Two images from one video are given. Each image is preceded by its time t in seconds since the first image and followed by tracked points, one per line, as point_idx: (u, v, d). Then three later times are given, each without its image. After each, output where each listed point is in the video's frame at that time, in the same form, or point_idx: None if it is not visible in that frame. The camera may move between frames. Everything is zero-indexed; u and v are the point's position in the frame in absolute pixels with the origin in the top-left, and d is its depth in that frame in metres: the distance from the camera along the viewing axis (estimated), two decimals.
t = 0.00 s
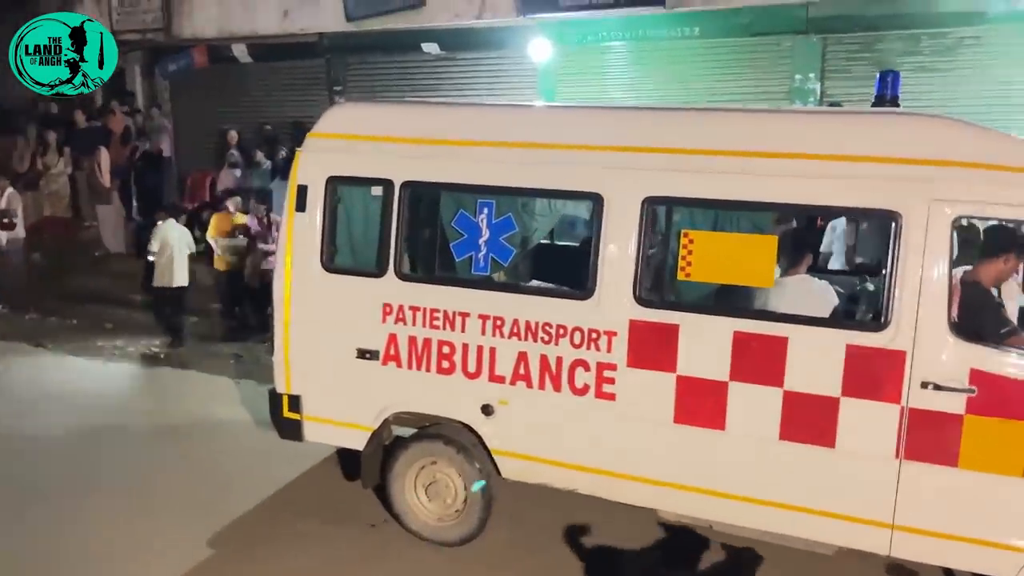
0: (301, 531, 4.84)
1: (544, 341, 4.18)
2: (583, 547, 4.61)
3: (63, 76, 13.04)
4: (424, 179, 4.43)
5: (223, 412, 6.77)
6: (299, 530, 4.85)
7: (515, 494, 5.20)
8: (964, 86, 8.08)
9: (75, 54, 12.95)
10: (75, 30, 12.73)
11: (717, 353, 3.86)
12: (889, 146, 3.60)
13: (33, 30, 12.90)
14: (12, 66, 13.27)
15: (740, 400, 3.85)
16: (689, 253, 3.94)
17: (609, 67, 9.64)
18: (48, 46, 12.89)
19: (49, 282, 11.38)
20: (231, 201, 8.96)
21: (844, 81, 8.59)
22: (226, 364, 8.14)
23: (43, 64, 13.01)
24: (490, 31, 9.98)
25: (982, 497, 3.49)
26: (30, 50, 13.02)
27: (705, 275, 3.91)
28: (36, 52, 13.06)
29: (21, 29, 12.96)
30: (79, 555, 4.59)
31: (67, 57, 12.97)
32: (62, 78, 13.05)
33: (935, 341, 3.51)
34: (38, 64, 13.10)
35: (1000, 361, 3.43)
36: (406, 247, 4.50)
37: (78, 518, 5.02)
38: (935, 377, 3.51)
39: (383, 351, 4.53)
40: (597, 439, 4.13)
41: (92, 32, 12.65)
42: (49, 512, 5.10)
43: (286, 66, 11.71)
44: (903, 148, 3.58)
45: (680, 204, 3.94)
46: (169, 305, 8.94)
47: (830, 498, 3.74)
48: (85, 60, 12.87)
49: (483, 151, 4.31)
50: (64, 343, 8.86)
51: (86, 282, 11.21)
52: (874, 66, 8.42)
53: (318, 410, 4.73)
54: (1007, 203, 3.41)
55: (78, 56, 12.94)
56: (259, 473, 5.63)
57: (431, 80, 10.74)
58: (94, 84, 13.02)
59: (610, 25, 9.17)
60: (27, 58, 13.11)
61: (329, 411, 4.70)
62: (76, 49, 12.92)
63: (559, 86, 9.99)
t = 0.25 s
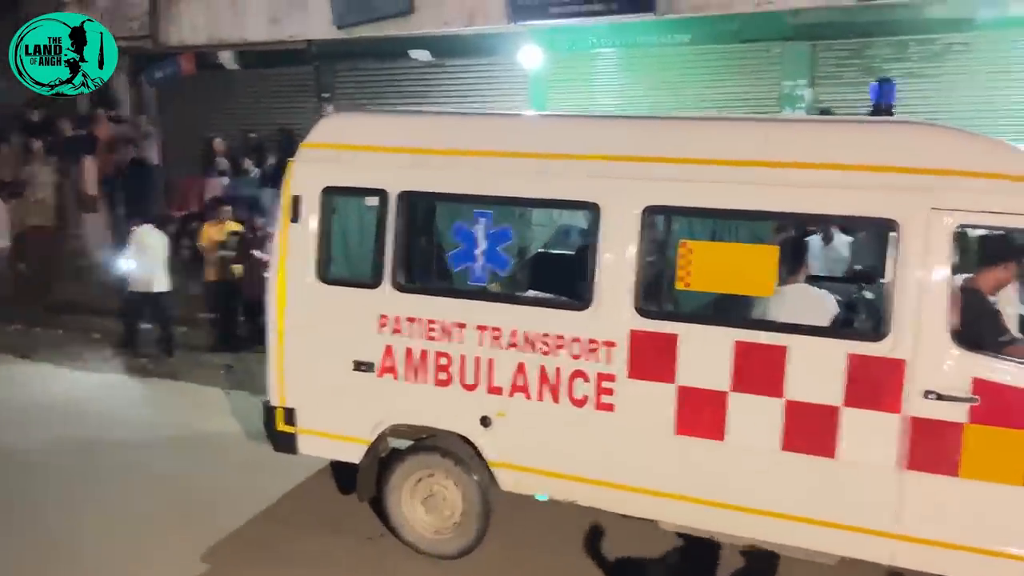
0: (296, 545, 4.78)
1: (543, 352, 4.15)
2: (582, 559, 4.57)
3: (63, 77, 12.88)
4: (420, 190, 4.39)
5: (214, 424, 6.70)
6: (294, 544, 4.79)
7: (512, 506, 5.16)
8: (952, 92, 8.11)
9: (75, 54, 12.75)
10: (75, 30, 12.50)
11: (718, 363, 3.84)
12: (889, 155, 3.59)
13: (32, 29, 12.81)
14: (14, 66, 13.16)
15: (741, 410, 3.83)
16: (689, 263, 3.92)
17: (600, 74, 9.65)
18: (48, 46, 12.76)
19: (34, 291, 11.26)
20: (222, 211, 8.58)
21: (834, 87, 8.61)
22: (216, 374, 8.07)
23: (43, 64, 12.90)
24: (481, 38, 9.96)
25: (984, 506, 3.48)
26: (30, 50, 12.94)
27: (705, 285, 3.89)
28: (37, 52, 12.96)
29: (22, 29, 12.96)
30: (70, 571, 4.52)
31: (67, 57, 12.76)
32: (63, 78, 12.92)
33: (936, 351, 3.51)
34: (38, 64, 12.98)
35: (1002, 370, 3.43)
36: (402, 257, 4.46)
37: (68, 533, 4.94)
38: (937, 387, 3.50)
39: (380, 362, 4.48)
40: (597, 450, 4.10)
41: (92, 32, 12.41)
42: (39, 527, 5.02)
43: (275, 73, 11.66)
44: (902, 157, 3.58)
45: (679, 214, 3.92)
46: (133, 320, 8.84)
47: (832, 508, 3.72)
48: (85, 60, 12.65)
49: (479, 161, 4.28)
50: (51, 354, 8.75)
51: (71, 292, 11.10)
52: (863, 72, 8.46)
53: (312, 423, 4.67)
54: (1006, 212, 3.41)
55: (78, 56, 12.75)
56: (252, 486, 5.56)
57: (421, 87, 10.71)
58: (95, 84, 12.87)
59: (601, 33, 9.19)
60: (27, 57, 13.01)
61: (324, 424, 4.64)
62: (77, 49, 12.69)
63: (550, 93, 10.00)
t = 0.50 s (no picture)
0: (290, 554, 4.72)
1: (539, 357, 4.12)
2: (578, 565, 4.54)
3: (63, 77, 12.64)
4: (415, 194, 4.35)
5: (204, 431, 6.62)
6: (287, 553, 4.73)
7: (507, 513, 5.12)
8: (943, 94, 8.13)
9: (75, 54, 12.37)
10: (76, 31, 12.06)
11: (716, 367, 3.83)
12: (887, 159, 3.58)
13: (31, 30, 12.25)
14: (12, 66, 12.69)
15: (739, 415, 3.81)
16: (687, 267, 3.90)
17: (590, 77, 9.63)
18: (48, 46, 12.36)
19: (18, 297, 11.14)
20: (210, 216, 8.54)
21: (824, 90, 8.61)
22: (205, 381, 8.00)
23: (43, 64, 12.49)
24: (470, 41, 9.91)
25: (982, 510, 3.48)
26: (30, 51, 12.48)
27: (703, 289, 3.87)
28: (37, 52, 12.51)
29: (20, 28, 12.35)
30: None
31: (67, 57, 12.39)
32: (63, 78, 12.69)
33: (935, 355, 3.50)
34: (39, 65, 12.57)
35: (999, 374, 3.43)
36: (397, 263, 4.41)
37: (56, 544, 4.86)
38: (936, 391, 3.50)
39: (374, 369, 4.44)
40: (594, 456, 4.07)
41: (93, 32, 11.96)
42: (27, 538, 4.93)
43: (262, 76, 11.58)
44: (900, 160, 3.57)
45: (676, 218, 3.90)
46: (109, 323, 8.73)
47: (831, 513, 3.71)
48: (86, 61, 12.29)
49: (475, 165, 4.25)
50: (36, 361, 8.63)
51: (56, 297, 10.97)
52: (852, 75, 8.46)
53: (306, 430, 4.62)
54: (1004, 216, 3.42)
55: (78, 56, 12.36)
56: (243, 494, 5.50)
57: (410, 89, 10.66)
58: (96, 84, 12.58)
59: (591, 35, 9.16)
60: (28, 58, 12.55)
61: (318, 431, 4.59)
62: (76, 49, 12.30)
63: (540, 96, 9.98)
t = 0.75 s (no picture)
0: (281, 562, 4.68)
1: (533, 362, 4.10)
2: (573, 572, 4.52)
3: (62, 76, 12.50)
4: (407, 199, 4.32)
5: (193, 438, 6.56)
6: (279, 561, 4.69)
7: (500, 519, 5.09)
8: (931, 97, 8.18)
9: (75, 54, 12.30)
10: (75, 31, 12.06)
11: (711, 372, 3.81)
12: (881, 162, 3.58)
13: (31, 29, 12.24)
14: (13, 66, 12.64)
15: (734, 420, 3.80)
16: (681, 271, 3.89)
17: (580, 80, 9.62)
18: (48, 46, 12.31)
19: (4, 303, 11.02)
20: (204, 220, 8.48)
21: (813, 93, 8.64)
22: (195, 387, 7.94)
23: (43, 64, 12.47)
24: (459, 44, 9.89)
25: (977, 513, 3.48)
26: (30, 50, 12.42)
27: (696, 294, 3.86)
28: (37, 52, 12.47)
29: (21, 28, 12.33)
30: None
31: (67, 57, 12.32)
32: (62, 78, 12.55)
33: (930, 359, 3.50)
34: (39, 64, 12.54)
35: (993, 378, 3.43)
36: (389, 268, 4.38)
37: (44, 554, 4.79)
38: (931, 394, 3.50)
39: (366, 375, 4.41)
40: (589, 462, 4.05)
41: (91, 31, 11.99)
42: (14, 548, 4.86)
43: (250, 79, 11.52)
44: (894, 164, 3.57)
45: (670, 222, 3.89)
46: (88, 324, 8.66)
47: (827, 517, 3.70)
48: (86, 61, 12.23)
49: (467, 170, 4.22)
50: (22, 368, 8.54)
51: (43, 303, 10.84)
52: (841, 78, 8.49)
53: (298, 437, 4.58)
54: (997, 219, 3.42)
55: (78, 56, 12.30)
56: (234, 501, 5.45)
57: (399, 93, 10.63)
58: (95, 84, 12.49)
59: (581, 39, 9.18)
60: (28, 58, 12.51)
61: (310, 439, 4.55)
62: (76, 49, 12.25)
63: (530, 99, 9.96)
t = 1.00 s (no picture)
0: (268, 568, 4.66)
1: (521, 367, 4.11)
2: None
3: (63, 76, 12.18)
4: (394, 203, 4.32)
5: (179, 444, 6.52)
6: (266, 567, 4.67)
7: (487, 523, 5.10)
8: (915, 101, 8.26)
9: (75, 55, 12.08)
10: (75, 31, 11.90)
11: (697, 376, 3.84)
12: (864, 168, 3.62)
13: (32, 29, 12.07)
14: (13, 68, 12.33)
15: (720, 423, 3.82)
16: (667, 276, 3.91)
17: (567, 84, 9.65)
18: (48, 46, 12.11)
19: None
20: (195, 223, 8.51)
21: (798, 98, 8.70)
22: (181, 392, 7.89)
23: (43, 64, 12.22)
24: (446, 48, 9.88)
25: (960, 514, 3.52)
26: (30, 50, 12.18)
27: (683, 298, 3.89)
28: (37, 53, 12.23)
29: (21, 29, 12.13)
30: None
31: (67, 57, 12.08)
32: (63, 79, 12.25)
33: (913, 363, 3.53)
34: (39, 65, 12.27)
35: (975, 380, 3.47)
36: (376, 272, 4.38)
37: (28, 562, 4.75)
38: (914, 397, 3.53)
39: (354, 380, 4.40)
40: (576, 466, 4.06)
41: (91, 32, 11.82)
42: None
43: (236, 83, 11.48)
44: (877, 169, 3.61)
45: (656, 227, 3.91)
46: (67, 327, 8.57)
47: (812, 520, 3.73)
48: (84, 60, 12.02)
49: (455, 175, 4.23)
50: (6, 374, 8.46)
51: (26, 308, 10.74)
52: (825, 83, 8.57)
53: (285, 443, 4.57)
54: (978, 224, 3.47)
55: (78, 57, 12.07)
56: (220, 507, 5.42)
57: (386, 97, 10.63)
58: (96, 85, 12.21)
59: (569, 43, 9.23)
60: (27, 58, 12.23)
61: (297, 444, 4.54)
62: (76, 49, 12.03)
63: (517, 103, 9.99)
